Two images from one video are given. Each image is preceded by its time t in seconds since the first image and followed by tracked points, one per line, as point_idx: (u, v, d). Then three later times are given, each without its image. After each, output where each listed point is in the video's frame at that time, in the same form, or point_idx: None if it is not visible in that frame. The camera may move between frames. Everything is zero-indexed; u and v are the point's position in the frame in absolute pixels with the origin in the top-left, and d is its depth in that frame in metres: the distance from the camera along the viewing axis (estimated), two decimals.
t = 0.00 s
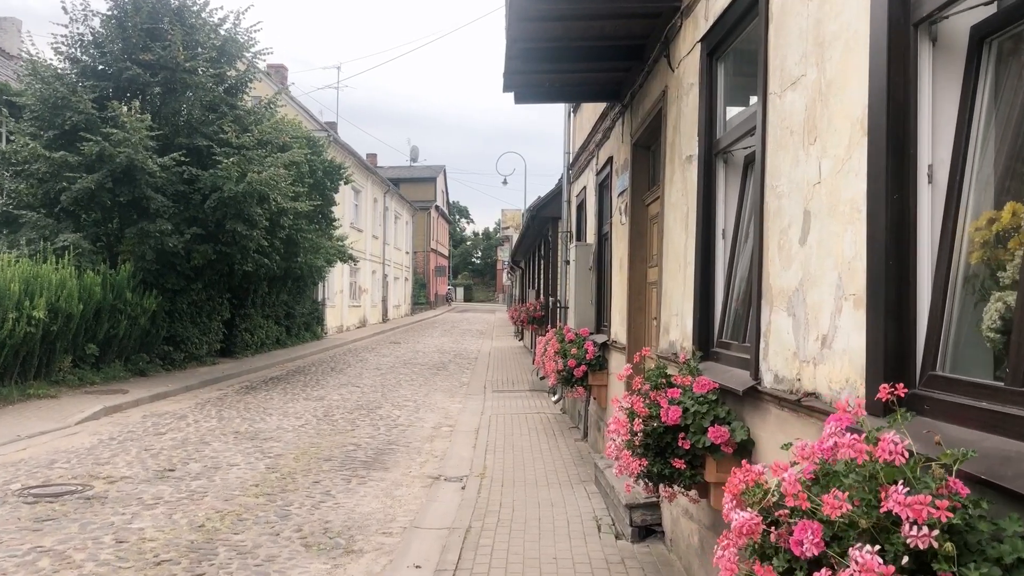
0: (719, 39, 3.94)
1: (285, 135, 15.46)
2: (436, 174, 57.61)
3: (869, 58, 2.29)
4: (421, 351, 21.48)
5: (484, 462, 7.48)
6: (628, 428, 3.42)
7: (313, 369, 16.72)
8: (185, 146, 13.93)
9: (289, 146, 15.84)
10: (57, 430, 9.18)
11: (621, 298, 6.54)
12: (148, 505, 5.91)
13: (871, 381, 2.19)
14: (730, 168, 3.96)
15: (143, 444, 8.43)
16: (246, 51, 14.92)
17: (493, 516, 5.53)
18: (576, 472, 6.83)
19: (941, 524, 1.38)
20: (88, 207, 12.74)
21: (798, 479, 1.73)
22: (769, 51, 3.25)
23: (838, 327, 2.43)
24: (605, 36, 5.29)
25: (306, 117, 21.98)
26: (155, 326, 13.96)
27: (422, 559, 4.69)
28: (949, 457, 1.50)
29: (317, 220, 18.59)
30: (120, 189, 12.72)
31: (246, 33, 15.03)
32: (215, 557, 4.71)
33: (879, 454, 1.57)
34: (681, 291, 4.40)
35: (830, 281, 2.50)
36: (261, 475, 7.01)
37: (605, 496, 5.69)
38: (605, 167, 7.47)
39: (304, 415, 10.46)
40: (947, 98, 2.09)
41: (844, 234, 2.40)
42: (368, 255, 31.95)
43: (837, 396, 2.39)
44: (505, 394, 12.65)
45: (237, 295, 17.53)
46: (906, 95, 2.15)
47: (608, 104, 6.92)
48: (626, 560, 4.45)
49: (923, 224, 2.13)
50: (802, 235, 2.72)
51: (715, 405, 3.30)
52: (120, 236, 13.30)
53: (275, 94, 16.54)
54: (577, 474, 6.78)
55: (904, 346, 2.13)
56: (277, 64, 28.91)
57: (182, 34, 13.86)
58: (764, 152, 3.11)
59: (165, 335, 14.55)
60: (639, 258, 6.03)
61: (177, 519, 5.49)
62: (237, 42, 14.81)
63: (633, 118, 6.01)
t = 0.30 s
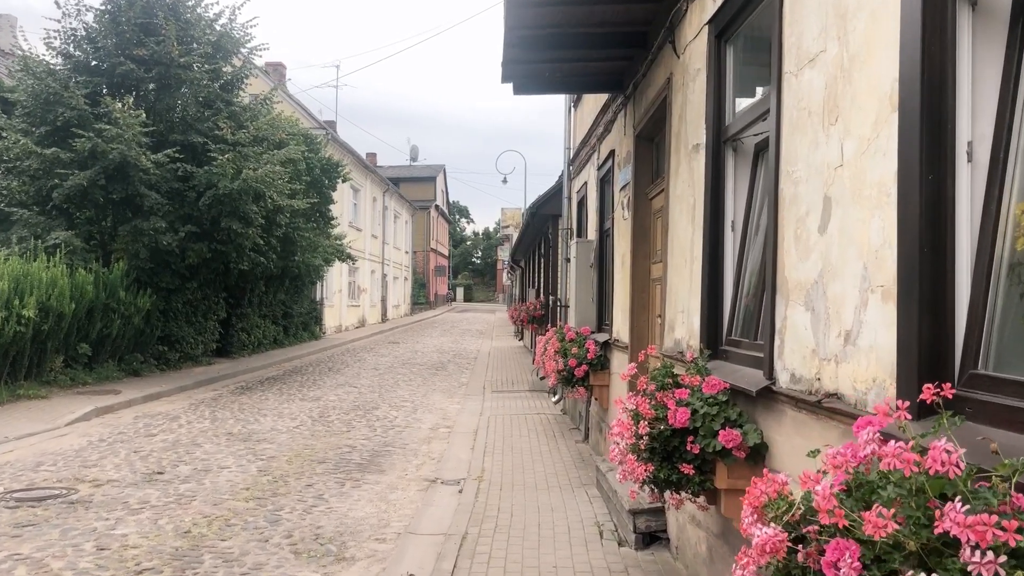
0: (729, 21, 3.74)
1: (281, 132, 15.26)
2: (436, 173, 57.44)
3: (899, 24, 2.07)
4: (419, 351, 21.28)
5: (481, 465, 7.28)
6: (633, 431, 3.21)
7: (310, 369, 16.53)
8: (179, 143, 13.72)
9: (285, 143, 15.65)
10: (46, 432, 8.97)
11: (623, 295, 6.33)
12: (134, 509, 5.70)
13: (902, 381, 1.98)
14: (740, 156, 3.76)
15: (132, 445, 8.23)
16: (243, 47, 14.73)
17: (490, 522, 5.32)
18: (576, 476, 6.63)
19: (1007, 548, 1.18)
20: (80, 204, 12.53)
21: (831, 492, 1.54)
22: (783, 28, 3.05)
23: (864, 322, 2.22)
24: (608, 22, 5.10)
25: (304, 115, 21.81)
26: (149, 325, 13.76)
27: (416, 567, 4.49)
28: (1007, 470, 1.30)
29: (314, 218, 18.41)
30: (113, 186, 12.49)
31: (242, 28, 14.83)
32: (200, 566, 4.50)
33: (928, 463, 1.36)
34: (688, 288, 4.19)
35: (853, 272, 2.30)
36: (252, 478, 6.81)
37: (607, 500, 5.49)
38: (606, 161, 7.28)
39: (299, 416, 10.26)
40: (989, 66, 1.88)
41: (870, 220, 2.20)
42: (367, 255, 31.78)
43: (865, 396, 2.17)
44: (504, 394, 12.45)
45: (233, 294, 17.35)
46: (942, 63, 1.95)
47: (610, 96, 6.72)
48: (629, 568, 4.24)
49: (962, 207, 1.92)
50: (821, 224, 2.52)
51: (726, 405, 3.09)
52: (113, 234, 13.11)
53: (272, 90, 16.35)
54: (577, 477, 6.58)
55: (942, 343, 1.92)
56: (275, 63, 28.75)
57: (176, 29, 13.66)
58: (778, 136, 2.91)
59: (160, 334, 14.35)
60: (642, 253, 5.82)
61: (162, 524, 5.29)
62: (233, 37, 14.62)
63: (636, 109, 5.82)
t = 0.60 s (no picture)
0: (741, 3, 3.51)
1: (277, 129, 15.02)
2: (436, 172, 57.19)
3: None
4: (418, 351, 21.05)
5: (478, 470, 7.06)
6: (639, 444, 3.00)
7: (307, 370, 16.31)
8: (172, 140, 13.49)
9: (281, 140, 15.42)
10: (33, 435, 8.75)
11: (625, 296, 6.10)
12: (117, 518, 5.48)
13: (944, 395, 1.75)
14: (751, 149, 3.54)
15: (120, 450, 8.00)
16: (238, 42, 14.50)
17: (487, 533, 5.10)
18: (576, 482, 6.41)
19: None
20: (72, 202, 12.31)
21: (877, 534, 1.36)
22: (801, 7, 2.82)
23: (896, 327, 1.99)
24: (612, 10, 4.89)
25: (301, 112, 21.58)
26: (142, 326, 13.53)
27: None
28: None
29: (311, 217, 18.18)
30: (105, 183, 12.26)
31: (237, 24, 14.60)
32: None
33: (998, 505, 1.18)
34: (695, 289, 3.96)
35: (884, 273, 2.07)
36: (242, 484, 6.59)
37: (609, 511, 5.27)
38: (608, 156, 7.05)
39: (294, 419, 10.02)
40: None
41: (904, 214, 1.97)
42: (365, 255, 31.56)
43: (899, 411, 1.95)
44: (503, 396, 12.23)
45: (228, 294, 17.13)
46: (993, 34, 1.71)
47: (612, 90, 6.51)
48: None
49: (1014, 198, 1.68)
50: (847, 219, 2.29)
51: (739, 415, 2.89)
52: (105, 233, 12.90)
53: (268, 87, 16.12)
54: (577, 484, 6.36)
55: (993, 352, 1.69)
56: (273, 61, 28.51)
57: (169, 23, 13.42)
58: (796, 124, 2.68)
59: (153, 335, 14.13)
60: (645, 252, 5.60)
61: (144, 536, 5.06)
62: (228, 32, 14.39)
63: (639, 103, 5.60)
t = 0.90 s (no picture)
0: None
1: (274, 129, 14.84)
2: (436, 173, 56.98)
3: None
4: (417, 353, 20.84)
5: (478, 477, 6.86)
6: (648, 457, 2.81)
7: (305, 372, 16.12)
8: (168, 139, 13.30)
9: (278, 140, 15.24)
10: (22, 440, 8.55)
11: (629, 298, 5.91)
12: (102, 529, 5.28)
13: (998, 412, 1.56)
14: (765, 143, 3.34)
15: (110, 455, 7.80)
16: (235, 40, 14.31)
17: (486, 545, 4.90)
18: (578, 491, 6.23)
19: None
20: (65, 202, 12.13)
21: None
22: None
23: (937, 335, 1.80)
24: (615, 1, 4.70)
25: (299, 112, 21.40)
26: (137, 328, 13.33)
27: None
28: None
29: (309, 217, 17.98)
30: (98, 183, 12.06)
31: (234, 22, 14.41)
32: None
33: None
34: (704, 291, 3.77)
35: (922, 274, 1.87)
36: (234, 492, 6.39)
37: (612, 522, 5.08)
38: (610, 155, 6.86)
39: (289, 423, 9.82)
40: None
41: (946, 210, 1.78)
42: (365, 256, 31.36)
43: (942, 427, 1.76)
44: (503, 400, 12.03)
45: (225, 295, 16.94)
46: None
47: (615, 85, 6.32)
48: None
49: None
50: (878, 216, 2.10)
51: (754, 427, 2.71)
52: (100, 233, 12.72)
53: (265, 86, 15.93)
54: (579, 492, 6.18)
55: None
56: (271, 61, 28.32)
57: (165, 21, 13.23)
58: (817, 114, 2.49)
59: (148, 337, 13.94)
60: (650, 253, 5.41)
61: (129, 547, 4.86)
62: (225, 30, 14.19)
63: (644, 99, 5.42)
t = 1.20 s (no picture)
0: None
1: (271, 124, 14.61)
2: (436, 172, 56.75)
3: None
4: (417, 352, 20.62)
5: (477, 481, 6.64)
6: (660, 467, 2.59)
7: (302, 372, 15.91)
8: (162, 135, 13.09)
9: (275, 136, 15.02)
10: (10, 442, 8.32)
11: (634, 295, 5.70)
12: (86, 536, 5.06)
13: None
14: (784, 129, 3.12)
15: (99, 458, 7.58)
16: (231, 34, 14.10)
17: (485, 554, 4.69)
18: (581, 496, 6.01)
19: None
20: (58, 199, 11.92)
21: None
22: None
23: (996, 334, 1.58)
24: None
25: (298, 110, 21.18)
26: (132, 327, 13.11)
27: None
28: None
29: (307, 215, 17.78)
30: (91, 179, 11.83)
31: (230, 16, 14.19)
32: None
33: None
34: (717, 287, 3.55)
35: (976, 266, 1.65)
36: (226, 496, 6.18)
37: (619, 529, 4.85)
38: (615, 148, 6.64)
39: (285, 424, 9.61)
40: None
41: (1008, 191, 1.56)
42: (365, 255, 31.14)
43: (1005, 438, 1.53)
44: (503, 400, 11.82)
45: (222, 294, 16.73)
46: None
47: (620, 75, 6.11)
48: None
49: None
50: (920, 201, 1.88)
51: (777, 433, 2.49)
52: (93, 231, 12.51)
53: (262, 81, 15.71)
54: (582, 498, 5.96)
55: None
56: (270, 59, 28.13)
57: (159, 15, 13.01)
58: (847, 92, 2.26)
59: (143, 336, 13.72)
60: (657, 248, 5.18)
61: (111, 557, 4.64)
62: (221, 24, 13.98)
63: (650, 87, 5.20)
